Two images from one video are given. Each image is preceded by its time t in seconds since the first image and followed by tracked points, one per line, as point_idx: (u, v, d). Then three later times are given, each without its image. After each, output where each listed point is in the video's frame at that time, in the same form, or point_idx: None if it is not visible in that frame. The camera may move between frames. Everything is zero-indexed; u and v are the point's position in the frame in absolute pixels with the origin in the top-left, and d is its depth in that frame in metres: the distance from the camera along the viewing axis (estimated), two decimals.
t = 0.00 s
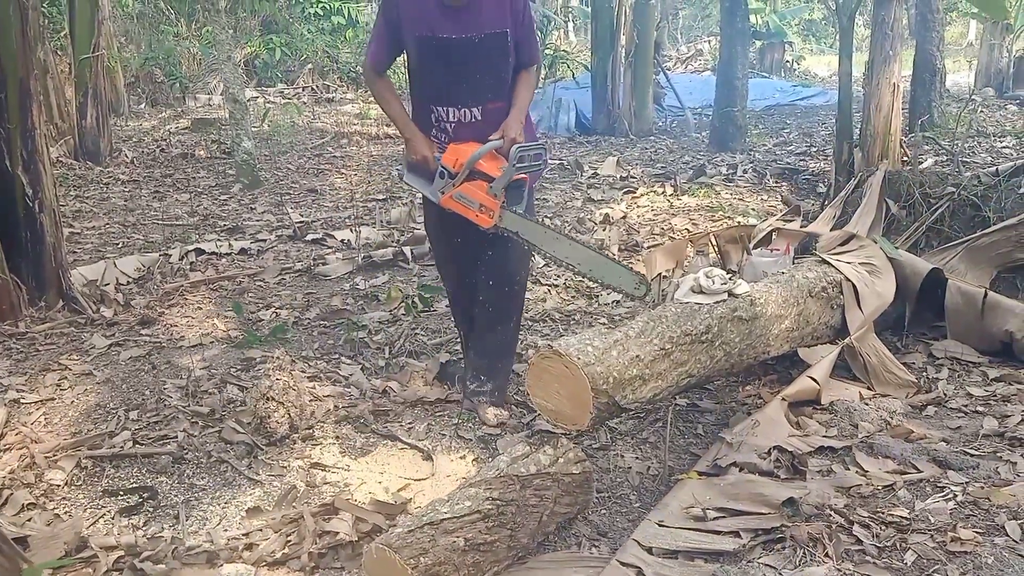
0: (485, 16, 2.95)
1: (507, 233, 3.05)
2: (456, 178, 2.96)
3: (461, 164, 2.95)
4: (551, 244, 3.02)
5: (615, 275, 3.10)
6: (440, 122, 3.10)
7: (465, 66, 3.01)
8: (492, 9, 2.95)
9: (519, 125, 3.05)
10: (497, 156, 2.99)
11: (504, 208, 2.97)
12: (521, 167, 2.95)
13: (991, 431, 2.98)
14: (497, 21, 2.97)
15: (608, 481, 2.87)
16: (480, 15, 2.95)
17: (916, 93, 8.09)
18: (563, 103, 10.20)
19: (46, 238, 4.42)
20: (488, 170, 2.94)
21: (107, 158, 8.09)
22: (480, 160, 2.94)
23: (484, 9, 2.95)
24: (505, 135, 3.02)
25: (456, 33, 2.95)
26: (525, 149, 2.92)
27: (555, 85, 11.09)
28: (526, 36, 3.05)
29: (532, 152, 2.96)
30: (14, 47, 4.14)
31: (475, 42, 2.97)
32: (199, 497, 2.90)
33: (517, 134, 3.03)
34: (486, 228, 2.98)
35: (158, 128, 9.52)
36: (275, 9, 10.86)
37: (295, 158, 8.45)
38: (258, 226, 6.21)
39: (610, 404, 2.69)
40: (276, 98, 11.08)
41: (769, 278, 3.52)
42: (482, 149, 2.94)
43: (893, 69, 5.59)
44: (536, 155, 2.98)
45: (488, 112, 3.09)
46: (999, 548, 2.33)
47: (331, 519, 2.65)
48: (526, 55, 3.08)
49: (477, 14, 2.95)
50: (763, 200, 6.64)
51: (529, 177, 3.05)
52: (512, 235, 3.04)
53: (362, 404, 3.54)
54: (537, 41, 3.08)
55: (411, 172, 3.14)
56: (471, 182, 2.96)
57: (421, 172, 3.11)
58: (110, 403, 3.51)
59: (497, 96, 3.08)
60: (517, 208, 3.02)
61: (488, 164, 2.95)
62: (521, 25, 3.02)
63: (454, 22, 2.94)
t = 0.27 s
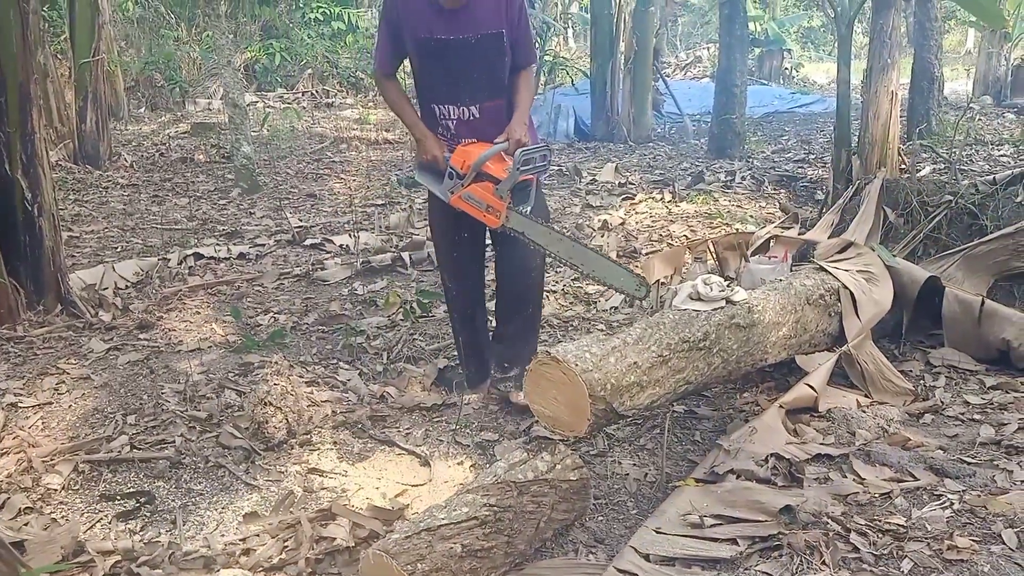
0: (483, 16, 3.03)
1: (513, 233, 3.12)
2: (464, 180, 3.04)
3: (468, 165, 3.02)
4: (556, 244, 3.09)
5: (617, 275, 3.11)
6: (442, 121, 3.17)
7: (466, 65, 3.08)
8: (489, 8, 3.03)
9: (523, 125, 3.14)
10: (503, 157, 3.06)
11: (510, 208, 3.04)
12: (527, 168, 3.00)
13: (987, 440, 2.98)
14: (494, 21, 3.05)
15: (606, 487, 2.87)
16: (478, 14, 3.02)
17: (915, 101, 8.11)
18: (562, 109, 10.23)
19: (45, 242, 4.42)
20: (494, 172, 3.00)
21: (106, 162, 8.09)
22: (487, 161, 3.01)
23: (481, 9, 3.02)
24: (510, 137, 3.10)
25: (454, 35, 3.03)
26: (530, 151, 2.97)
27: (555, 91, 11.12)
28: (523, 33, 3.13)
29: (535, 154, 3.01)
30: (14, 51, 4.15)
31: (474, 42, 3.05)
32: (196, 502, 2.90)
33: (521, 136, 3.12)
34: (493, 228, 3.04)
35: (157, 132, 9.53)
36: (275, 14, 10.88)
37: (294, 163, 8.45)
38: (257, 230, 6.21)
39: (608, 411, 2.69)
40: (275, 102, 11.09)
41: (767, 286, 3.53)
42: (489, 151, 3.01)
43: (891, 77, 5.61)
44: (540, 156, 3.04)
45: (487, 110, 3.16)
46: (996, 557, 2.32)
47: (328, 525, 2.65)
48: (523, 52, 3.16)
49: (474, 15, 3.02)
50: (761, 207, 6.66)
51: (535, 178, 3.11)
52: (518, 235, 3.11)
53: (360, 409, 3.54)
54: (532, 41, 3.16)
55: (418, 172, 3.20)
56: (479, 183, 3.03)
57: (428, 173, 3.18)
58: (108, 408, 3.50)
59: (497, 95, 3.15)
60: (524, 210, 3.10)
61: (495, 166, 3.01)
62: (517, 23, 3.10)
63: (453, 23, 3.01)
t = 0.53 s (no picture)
0: (486, 21, 3.04)
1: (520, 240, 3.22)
2: (473, 187, 3.10)
3: (478, 172, 3.08)
4: (564, 254, 3.21)
5: (621, 284, 3.26)
6: (447, 124, 3.19)
7: (471, 69, 3.10)
8: (491, 12, 3.04)
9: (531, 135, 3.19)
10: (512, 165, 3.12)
11: (517, 216, 3.13)
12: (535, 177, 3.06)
13: (980, 449, 2.99)
14: (497, 25, 3.06)
15: (601, 495, 2.87)
16: (481, 19, 3.04)
17: (909, 111, 8.16)
18: (558, 117, 10.26)
19: (40, 246, 4.41)
20: (503, 180, 3.06)
21: (101, 166, 8.08)
22: (496, 169, 3.06)
23: (484, 14, 3.03)
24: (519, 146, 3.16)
25: (458, 40, 3.04)
26: (538, 160, 3.02)
27: (551, 99, 11.16)
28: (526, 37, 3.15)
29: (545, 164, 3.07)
30: (11, 56, 4.16)
31: (478, 46, 3.06)
32: (190, 508, 2.89)
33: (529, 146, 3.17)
34: (500, 234, 3.13)
35: (152, 137, 9.52)
36: (272, 20, 10.89)
37: (289, 169, 8.46)
38: (252, 236, 6.21)
39: (603, 418, 2.69)
40: (271, 108, 11.10)
41: (761, 294, 3.54)
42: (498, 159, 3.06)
43: (885, 87, 5.64)
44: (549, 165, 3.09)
45: (491, 112, 3.18)
46: (989, 566, 2.33)
47: (322, 531, 2.64)
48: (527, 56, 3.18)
49: (474, 18, 3.03)
50: (755, 216, 6.68)
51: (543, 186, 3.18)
52: (525, 242, 3.21)
53: (355, 416, 3.54)
54: (534, 43, 3.18)
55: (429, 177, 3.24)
56: (488, 191, 3.09)
57: (438, 179, 3.22)
58: (102, 413, 3.50)
59: (503, 98, 3.18)
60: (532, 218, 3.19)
61: (504, 174, 3.07)
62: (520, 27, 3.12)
63: (457, 28, 3.03)
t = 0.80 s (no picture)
0: (496, 28, 3.05)
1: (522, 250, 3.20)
2: (478, 197, 3.11)
3: (483, 182, 3.09)
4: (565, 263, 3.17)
5: (624, 297, 3.15)
6: (455, 130, 3.23)
7: (480, 77, 3.13)
8: (503, 21, 3.06)
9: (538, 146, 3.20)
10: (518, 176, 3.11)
11: (520, 226, 3.12)
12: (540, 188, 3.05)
13: (969, 458, 3.01)
14: (508, 33, 3.07)
15: (592, 501, 2.88)
16: (492, 27, 3.05)
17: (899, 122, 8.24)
18: (551, 125, 10.30)
19: (31, 250, 4.40)
20: (507, 190, 3.07)
21: (92, 171, 8.06)
22: (501, 180, 3.07)
23: (496, 22, 3.05)
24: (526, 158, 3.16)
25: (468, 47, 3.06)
26: (544, 171, 3.02)
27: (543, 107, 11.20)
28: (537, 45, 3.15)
29: (550, 176, 3.05)
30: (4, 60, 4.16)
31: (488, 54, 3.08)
32: (181, 513, 2.88)
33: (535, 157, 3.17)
34: (503, 244, 3.14)
35: (144, 141, 9.51)
36: (266, 27, 10.90)
37: (282, 175, 8.46)
38: (244, 241, 6.21)
39: (595, 425, 2.70)
40: (264, 114, 11.10)
41: (752, 302, 3.56)
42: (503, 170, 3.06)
43: (876, 98, 5.69)
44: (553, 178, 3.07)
45: (499, 120, 3.21)
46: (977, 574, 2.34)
47: (314, 536, 2.64)
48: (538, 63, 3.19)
49: (487, 27, 3.05)
50: (747, 225, 6.72)
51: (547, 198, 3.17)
52: (527, 252, 3.19)
53: (347, 422, 3.54)
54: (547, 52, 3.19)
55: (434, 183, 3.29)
56: (492, 200, 3.10)
57: (443, 187, 3.27)
58: (92, 418, 3.49)
59: (512, 106, 3.21)
60: (535, 228, 3.17)
61: (508, 185, 3.08)
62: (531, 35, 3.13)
63: (467, 35, 3.05)
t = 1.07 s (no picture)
0: (500, 39, 3.15)
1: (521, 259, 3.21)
2: (477, 206, 3.15)
3: (482, 192, 3.13)
4: (559, 270, 3.14)
5: (618, 305, 3.08)
6: (458, 137, 3.31)
7: (484, 86, 3.21)
8: (507, 32, 3.15)
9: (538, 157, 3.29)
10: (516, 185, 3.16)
11: (519, 235, 3.14)
12: (538, 198, 3.11)
13: (952, 468, 3.03)
14: (512, 44, 3.17)
15: (579, 510, 2.88)
16: (496, 37, 3.14)
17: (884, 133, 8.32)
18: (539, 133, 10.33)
19: (14, 254, 4.36)
20: (506, 199, 3.11)
21: (77, 174, 8.01)
22: (500, 189, 3.11)
23: (501, 32, 3.14)
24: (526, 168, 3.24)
25: (473, 56, 3.15)
26: (543, 180, 3.09)
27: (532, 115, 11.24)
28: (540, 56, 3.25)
29: (550, 187, 3.13)
30: None
31: (492, 64, 3.17)
32: (164, 521, 2.86)
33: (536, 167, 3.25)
34: (502, 253, 3.14)
35: (129, 145, 9.45)
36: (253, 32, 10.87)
37: (268, 181, 8.43)
38: (230, 247, 6.18)
39: (582, 434, 2.70)
40: (251, 119, 11.07)
41: (739, 312, 3.58)
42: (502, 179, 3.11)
43: (861, 109, 5.74)
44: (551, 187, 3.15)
45: (501, 128, 3.30)
46: None
47: (299, 545, 2.62)
48: (540, 74, 3.28)
49: (492, 37, 3.14)
50: (733, 234, 6.76)
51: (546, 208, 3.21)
52: (526, 260, 3.20)
53: (334, 429, 3.53)
54: (549, 63, 3.28)
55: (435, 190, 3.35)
56: (492, 209, 3.13)
57: (444, 195, 3.32)
58: (75, 424, 3.46)
59: (513, 115, 3.30)
60: (535, 237, 3.19)
61: (507, 194, 3.12)
62: (535, 46, 3.23)
63: (472, 45, 3.14)
